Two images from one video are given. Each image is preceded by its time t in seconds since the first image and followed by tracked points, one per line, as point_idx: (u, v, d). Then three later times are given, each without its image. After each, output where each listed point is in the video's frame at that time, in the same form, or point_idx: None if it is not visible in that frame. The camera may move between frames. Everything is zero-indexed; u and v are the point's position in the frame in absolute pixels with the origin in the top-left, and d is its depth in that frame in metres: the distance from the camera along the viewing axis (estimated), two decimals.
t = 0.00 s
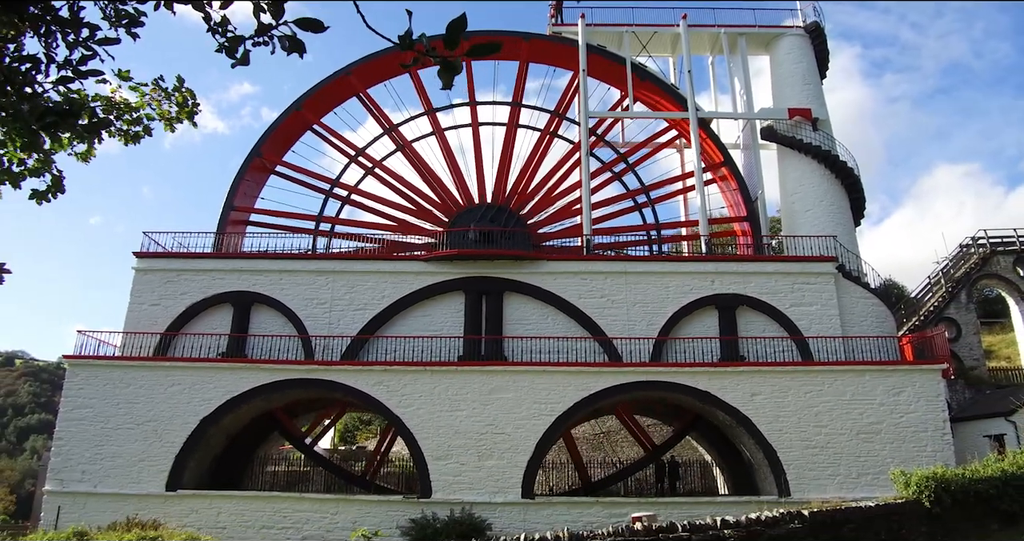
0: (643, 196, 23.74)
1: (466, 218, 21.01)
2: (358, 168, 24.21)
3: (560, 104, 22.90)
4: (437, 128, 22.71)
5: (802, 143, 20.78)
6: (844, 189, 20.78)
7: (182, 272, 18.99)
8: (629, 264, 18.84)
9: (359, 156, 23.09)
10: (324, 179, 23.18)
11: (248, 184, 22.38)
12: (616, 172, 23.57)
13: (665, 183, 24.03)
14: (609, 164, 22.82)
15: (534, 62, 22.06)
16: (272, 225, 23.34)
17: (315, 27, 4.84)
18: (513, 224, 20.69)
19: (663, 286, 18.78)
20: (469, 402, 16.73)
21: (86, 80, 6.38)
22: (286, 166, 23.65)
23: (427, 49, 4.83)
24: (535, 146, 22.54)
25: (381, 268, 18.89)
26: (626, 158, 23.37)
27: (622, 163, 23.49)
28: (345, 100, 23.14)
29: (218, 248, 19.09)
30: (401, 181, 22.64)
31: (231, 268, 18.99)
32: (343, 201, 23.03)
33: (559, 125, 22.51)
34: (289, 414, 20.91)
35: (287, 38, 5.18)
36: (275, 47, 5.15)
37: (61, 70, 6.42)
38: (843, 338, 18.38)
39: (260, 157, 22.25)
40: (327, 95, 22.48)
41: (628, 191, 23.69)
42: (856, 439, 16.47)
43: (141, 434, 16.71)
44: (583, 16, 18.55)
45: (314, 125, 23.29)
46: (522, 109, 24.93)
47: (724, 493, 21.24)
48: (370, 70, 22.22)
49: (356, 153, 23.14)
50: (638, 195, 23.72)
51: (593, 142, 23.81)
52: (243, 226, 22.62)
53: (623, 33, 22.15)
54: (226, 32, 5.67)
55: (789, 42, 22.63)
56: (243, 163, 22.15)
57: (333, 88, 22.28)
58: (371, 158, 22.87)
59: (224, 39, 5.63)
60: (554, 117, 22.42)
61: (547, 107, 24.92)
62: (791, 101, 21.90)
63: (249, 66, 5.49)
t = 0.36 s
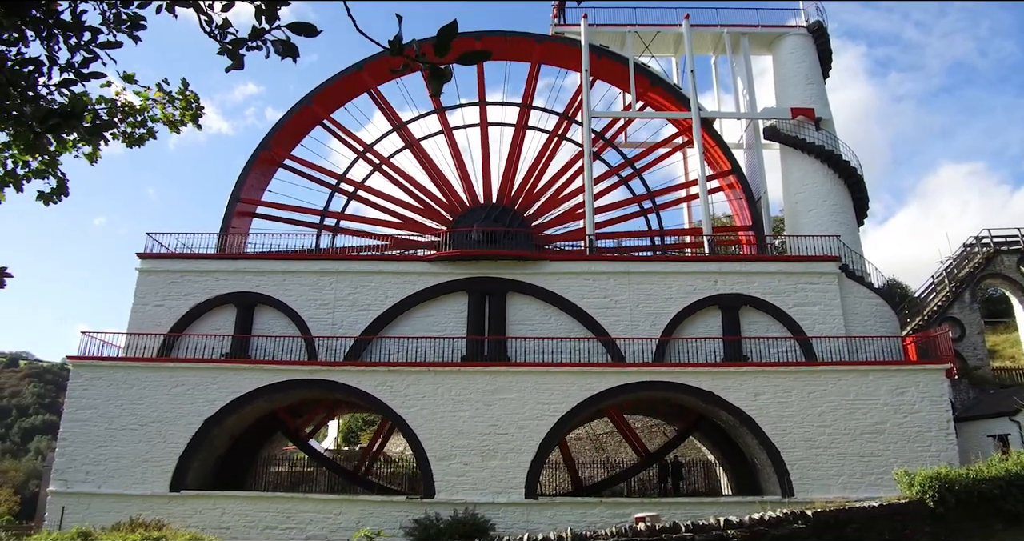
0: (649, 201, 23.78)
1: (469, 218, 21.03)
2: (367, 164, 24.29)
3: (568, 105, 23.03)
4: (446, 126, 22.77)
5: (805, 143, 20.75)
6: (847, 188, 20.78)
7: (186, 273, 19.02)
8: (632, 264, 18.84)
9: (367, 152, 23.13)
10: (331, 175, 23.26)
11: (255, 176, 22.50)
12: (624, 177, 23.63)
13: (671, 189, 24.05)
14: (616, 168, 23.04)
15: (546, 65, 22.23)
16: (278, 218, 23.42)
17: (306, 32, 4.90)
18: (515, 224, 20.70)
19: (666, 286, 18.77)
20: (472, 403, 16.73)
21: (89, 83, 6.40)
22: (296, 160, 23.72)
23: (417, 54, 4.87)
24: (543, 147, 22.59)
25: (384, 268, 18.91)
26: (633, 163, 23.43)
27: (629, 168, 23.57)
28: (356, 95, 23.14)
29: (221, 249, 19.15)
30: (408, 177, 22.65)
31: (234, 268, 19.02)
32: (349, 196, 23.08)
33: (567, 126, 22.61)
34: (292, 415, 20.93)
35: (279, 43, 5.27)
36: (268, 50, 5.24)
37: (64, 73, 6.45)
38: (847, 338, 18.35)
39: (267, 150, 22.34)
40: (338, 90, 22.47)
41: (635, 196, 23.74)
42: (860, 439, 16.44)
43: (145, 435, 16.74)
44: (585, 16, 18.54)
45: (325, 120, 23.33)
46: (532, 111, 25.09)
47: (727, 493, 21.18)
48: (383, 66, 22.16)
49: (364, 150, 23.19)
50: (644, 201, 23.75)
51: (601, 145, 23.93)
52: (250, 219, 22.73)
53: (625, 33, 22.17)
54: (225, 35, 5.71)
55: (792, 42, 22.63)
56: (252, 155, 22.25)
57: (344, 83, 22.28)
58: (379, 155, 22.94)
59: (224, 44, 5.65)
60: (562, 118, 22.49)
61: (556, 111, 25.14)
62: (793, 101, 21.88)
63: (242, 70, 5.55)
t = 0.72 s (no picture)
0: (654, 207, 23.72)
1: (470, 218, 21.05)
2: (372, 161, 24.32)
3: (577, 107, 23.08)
4: (454, 125, 22.81)
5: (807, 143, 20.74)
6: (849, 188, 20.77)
7: (188, 274, 19.05)
8: (634, 264, 18.84)
9: (373, 149, 23.15)
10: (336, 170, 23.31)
11: (261, 168, 22.55)
12: (629, 182, 23.64)
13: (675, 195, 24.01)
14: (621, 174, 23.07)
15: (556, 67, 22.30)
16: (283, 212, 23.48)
17: (301, 34, 4.98)
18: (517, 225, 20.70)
19: (668, 286, 18.77)
20: (475, 403, 16.73)
21: (90, 84, 6.42)
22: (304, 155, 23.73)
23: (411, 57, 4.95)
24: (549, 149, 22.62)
25: (386, 269, 18.93)
26: (638, 168, 23.46)
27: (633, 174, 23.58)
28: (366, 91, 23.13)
29: (224, 249, 19.20)
30: (413, 174, 22.68)
31: (236, 269, 19.04)
32: (354, 191, 23.11)
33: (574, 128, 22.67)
34: (294, 415, 20.93)
35: (273, 45, 5.37)
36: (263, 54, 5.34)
37: (65, 74, 6.47)
38: (849, 338, 18.33)
39: (275, 143, 22.36)
40: (348, 85, 22.46)
41: (639, 201, 23.71)
42: (862, 439, 16.43)
43: (147, 436, 16.76)
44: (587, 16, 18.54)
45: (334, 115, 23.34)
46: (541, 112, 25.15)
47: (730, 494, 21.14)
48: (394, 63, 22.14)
49: (370, 145, 23.19)
50: (648, 207, 23.70)
51: (607, 149, 23.98)
52: (256, 211, 22.79)
53: (627, 33, 22.18)
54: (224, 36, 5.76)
55: (793, 42, 22.63)
56: (260, 147, 22.29)
57: (354, 79, 22.27)
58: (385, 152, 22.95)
59: (224, 47, 5.68)
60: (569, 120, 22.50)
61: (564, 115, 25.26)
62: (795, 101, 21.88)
63: (238, 71, 5.58)
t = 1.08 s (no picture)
0: (658, 215, 23.63)
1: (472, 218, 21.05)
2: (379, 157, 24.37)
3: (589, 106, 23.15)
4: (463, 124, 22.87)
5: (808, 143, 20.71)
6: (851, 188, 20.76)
7: (191, 274, 19.07)
8: (635, 264, 18.84)
9: (380, 145, 23.17)
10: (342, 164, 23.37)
11: (268, 161, 22.58)
12: (636, 188, 23.68)
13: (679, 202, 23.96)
14: (628, 180, 23.25)
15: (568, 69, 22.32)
16: (288, 204, 23.55)
17: (303, 37, 5.02)
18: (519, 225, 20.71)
19: (670, 286, 18.77)
20: (476, 403, 16.73)
21: (94, 84, 6.44)
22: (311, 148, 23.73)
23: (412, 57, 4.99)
24: (557, 150, 22.67)
25: (388, 269, 18.95)
26: (644, 173, 23.49)
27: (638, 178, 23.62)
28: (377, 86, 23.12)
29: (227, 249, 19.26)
30: (419, 173, 22.69)
31: (239, 269, 19.06)
32: (359, 186, 23.17)
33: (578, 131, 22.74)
34: (296, 415, 20.93)
35: (275, 47, 5.41)
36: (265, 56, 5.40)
37: (70, 74, 6.50)
38: (851, 337, 18.31)
39: (283, 135, 22.39)
40: (358, 80, 22.45)
41: (644, 206, 23.66)
42: (864, 439, 16.41)
43: (149, 436, 16.77)
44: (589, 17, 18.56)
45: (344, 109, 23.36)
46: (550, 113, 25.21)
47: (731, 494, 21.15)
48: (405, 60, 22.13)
49: (378, 141, 23.22)
50: (652, 212, 23.61)
51: (614, 154, 24.02)
52: (261, 202, 22.88)
53: (628, 33, 22.19)
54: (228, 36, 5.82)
55: (795, 42, 22.63)
56: (267, 139, 22.32)
57: (365, 74, 22.25)
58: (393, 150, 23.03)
59: (228, 47, 5.72)
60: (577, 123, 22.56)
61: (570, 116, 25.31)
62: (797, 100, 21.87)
63: (239, 74, 5.62)
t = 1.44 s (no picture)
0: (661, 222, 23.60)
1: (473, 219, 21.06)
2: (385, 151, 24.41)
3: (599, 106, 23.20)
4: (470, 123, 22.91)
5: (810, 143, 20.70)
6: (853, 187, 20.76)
7: (192, 275, 19.08)
8: (637, 265, 18.83)
9: (387, 140, 23.18)
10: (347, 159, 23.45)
11: (276, 153, 22.66)
12: (641, 194, 23.72)
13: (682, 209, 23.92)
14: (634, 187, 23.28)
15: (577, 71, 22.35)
16: (294, 196, 23.65)
17: (304, 38, 5.03)
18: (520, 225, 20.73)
19: (671, 286, 18.76)
20: (478, 403, 16.74)
21: (96, 84, 6.46)
22: (320, 141, 23.76)
23: (414, 59, 5.01)
24: (562, 153, 22.73)
25: (389, 269, 18.96)
26: (649, 179, 23.49)
27: (643, 184, 23.64)
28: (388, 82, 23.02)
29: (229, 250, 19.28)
30: (424, 172, 22.71)
31: (240, 270, 19.07)
32: (365, 181, 23.24)
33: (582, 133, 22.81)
34: (298, 415, 20.95)
35: (276, 48, 5.42)
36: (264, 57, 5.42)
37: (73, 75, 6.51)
38: (852, 337, 18.30)
39: (291, 128, 22.43)
40: (369, 75, 22.35)
41: (648, 213, 23.65)
42: (866, 439, 16.41)
43: (151, 436, 16.80)
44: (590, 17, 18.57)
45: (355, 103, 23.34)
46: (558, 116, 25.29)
47: (732, 494, 21.19)
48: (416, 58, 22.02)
49: (384, 138, 23.24)
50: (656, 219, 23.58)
51: (621, 161, 24.08)
52: (267, 194, 23.05)
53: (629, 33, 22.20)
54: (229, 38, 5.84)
55: (796, 42, 22.62)
56: (276, 133, 22.37)
57: (375, 70, 22.14)
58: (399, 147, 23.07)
59: (229, 48, 5.73)
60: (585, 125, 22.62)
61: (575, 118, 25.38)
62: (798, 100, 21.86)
63: (239, 75, 5.63)
